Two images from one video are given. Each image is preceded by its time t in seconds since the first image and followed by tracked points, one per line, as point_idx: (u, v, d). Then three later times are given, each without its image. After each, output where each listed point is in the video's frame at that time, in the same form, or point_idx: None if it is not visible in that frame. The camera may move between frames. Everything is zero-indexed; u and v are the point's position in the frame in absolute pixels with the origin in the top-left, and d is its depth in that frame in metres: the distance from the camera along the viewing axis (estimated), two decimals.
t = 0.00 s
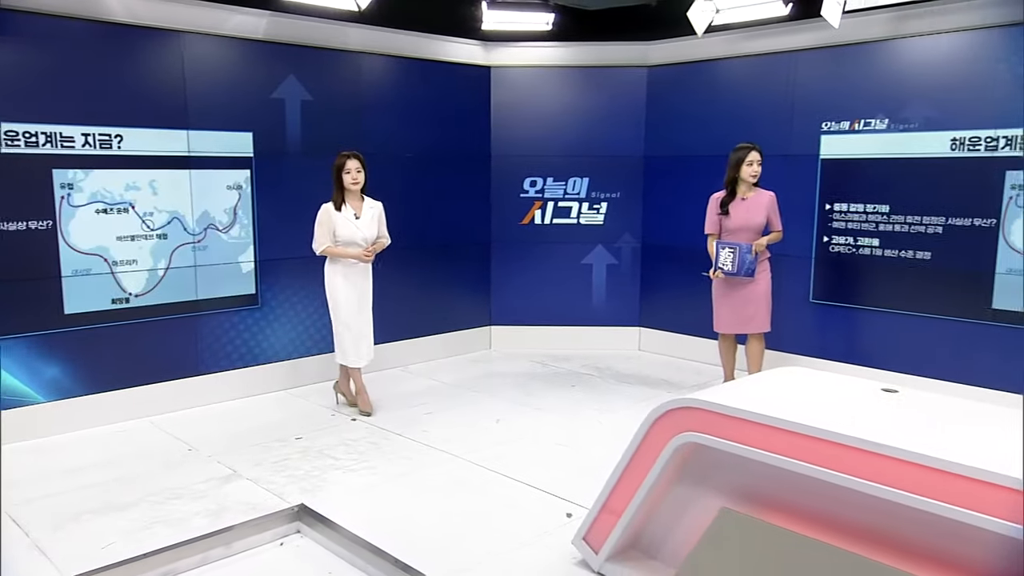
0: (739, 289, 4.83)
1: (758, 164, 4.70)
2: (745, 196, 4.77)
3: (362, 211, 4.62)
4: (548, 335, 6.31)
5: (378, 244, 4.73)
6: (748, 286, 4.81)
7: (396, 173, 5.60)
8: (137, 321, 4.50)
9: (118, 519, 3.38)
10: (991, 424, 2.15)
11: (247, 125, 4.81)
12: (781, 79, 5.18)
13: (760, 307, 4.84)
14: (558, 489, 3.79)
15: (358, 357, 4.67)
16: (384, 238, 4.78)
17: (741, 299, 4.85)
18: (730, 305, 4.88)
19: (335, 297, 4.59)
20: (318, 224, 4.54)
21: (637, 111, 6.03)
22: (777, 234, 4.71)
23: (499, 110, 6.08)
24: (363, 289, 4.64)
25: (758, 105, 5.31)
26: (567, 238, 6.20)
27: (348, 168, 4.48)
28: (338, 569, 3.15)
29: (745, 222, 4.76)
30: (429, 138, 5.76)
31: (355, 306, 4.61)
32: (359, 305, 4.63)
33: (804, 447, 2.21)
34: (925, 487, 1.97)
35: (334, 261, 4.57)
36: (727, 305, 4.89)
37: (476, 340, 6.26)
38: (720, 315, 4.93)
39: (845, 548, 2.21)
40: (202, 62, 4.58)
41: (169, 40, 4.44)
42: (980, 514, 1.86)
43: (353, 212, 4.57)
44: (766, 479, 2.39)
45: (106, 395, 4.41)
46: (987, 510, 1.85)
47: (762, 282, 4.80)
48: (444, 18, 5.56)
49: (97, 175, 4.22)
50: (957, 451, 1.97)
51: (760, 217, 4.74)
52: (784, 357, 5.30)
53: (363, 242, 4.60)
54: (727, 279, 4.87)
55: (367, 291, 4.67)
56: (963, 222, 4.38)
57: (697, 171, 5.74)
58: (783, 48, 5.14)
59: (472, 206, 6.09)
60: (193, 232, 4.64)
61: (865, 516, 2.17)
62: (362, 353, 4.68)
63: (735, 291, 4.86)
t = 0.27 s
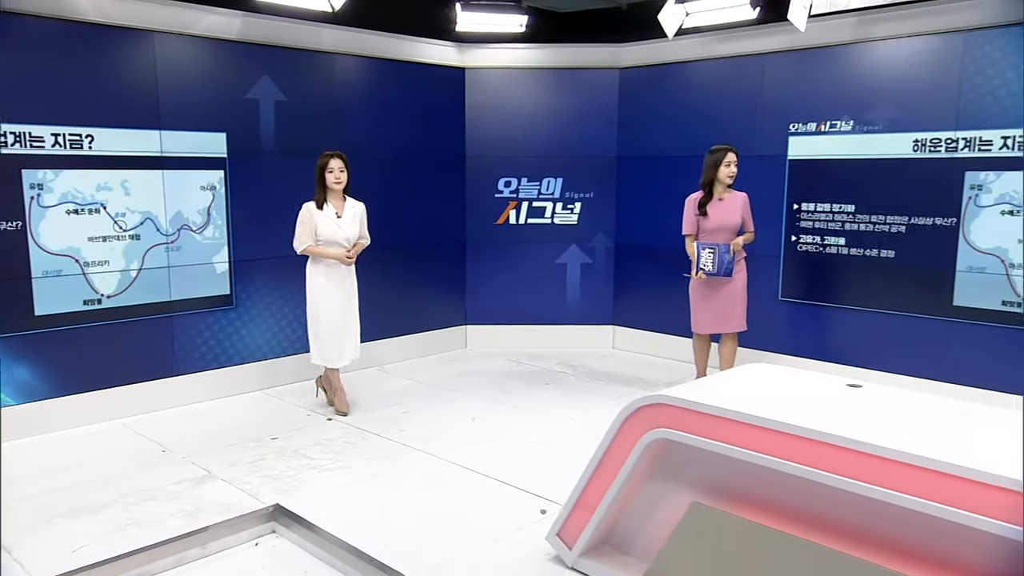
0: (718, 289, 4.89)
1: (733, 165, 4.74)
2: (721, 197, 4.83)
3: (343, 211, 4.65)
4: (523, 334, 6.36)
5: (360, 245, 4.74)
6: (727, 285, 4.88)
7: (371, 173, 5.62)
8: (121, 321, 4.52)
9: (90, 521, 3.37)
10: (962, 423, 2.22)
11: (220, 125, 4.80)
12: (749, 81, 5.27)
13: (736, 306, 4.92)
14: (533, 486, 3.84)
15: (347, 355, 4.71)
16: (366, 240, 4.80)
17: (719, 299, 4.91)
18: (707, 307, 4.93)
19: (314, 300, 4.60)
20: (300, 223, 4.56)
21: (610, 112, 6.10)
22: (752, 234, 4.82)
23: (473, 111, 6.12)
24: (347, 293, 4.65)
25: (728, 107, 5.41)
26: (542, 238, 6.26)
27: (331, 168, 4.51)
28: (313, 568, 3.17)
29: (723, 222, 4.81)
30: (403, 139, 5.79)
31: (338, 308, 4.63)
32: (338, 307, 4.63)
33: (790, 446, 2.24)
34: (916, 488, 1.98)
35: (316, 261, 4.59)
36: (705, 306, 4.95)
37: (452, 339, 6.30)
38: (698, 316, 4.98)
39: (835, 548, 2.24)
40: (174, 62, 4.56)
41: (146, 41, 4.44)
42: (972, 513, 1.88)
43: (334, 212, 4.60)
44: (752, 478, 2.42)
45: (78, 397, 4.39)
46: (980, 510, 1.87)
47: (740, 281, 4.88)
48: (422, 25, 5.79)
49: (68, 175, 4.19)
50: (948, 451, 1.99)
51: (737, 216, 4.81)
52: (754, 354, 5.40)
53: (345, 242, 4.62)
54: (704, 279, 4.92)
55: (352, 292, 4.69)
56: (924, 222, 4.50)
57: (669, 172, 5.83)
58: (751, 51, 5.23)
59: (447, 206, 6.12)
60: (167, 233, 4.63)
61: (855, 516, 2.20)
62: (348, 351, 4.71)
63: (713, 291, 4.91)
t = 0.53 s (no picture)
0: (703, 289, 4.93)
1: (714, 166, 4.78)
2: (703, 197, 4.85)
3: (326, 209, 4.66)
4: (501, 333, 6.40)
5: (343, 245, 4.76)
6: (709, 284, 4.94)
7: (349, 173, 5.64)
8: (103, 321, 4.53)
9: (67, 523, 3.38)
10: (931, 417, 2.26)
11: (197, 125, 4.80)
12: (723, 83, 5.34)
13: (718, 306, 4.98)
14: (510, 483, 3.88)
15: (334, 353, 4.72)
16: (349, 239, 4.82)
17: (702, 299, 4.95)
18: (693, 309, 4.96)
19: (297, 300, 4.62)
20: (284, 222, 4.57)
21: (586, 113, 6.16)
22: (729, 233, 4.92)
23: (452, 112, 6.15)
24: (331, 294, 4.67)
25: (702, 108, 5.48)
26: (520, 238, 6.30)
27: (314, 167, 4.53)
28: (293, 567, 3.19)
29: (705, 222, 4.85)
30: (381, 139, 5.81)
31: (319, 310, 4.65)
32: (319, 308, 4.65)
33: (779, 446, 2.24)
34: (911, 488, 1.98)
35: (300, 259, 4.61)
36: (689, 307, 4.97)
37: (432, 338, 6.33)
38: (683, 318, 5.00)
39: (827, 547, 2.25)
40: (151, 62, 4.56)
41: (123, 41, 4.44)
42: (969, 513, 1.88)
43: (317, 211, 4.61)
44: (738, 475, 2.44)
45: (54, 399, 4.37)
46: (977, 510, 1.87)
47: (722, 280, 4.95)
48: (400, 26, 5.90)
49: (42, 176, 4.18)
50: (942, 450, 1.99)
51: (719, 215, 4.86)
52: (730, 352, 5.48)
53: (328, 241, 4.64)
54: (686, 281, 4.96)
55: (339, 289, 4.72)
56: (891, 220, 4.60)
57: (645, 172, 5.90)
58: (725, 53, 5.31)
59: (425, 206, 6.15)
60: (144, 233, 4.63)
61: (848, 515, 2.21)
62: (339, 347, 4.75)
63: (697, 292, 4.94)
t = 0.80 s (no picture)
0: (687, 289, 4.99)
1: (697, 167, 4.82)
2: (687, 198, 4.91)
3: (313, 208, 4.67)
4: (484, 331, 6.45)
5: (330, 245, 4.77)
6: (693, 283, 5.00)
7: (331, 173, 5.66)
8: (85, 321, 4.53)
9: (47, 524, 3.38)
10: (898, 410, 2.33)
11: (178, 125, 4.81)
12: (701, 84, 5.42)
13: (700, 307, 5.06)
14: (492, 480, 3.92)
15: (322, 352, 4.78)
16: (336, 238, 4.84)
17: (687, 299, 5.01)
18: (677, 308, 5.01)
19: (284, 300, 4.65)
20: (272, 222, 4.57)
21: (566, 114, 6.22)
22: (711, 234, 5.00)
23: (433, 112, 6.19)
24: (317, 296, 4.70)
25: (681, 109, 5.55)
26: (502, 237, 6.35)
27: (300, 167, 4.55)
28: (276, 565, 3.22)
29: (688, 222, 4.91)
30: (363, 139, 5.83)
31: (307, 310, 4.67)
32: (304, 308, 4.67)
33: (774, 446, 2.25)
34: (910, 488, 1.99)
35: (287, 260, 4.63)
36: (673, 305, 5.03)
37: (414, 337, 6.36)
38: (669, 318, 5.04)
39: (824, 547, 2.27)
40: (131, 62, 4.56)
41: (104, 40, 4.44)
42: (968, 513, 1.89)
43: (303, 209, 4.63)
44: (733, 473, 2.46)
45: (33, 400, 4.35)
46: (976, 510, 1.88)
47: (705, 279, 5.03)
48: (377, 26, 5.89)
49: (20, 176, 4.15)
50: (942, 450, 2.00)
51: (702, 216, 4.92)
52: (709, 349, 5.56)
53: (316, 240, 4.66)
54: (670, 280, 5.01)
55: (327, 288, 4.76)
56: (864, 220, 4.69)
57: (625, 172, 5.96)
58: (702, 55, 5.39)
59: (407, 206, 6.18)
60: (125, 233, 4.62)
61: (846, 514, 2.23)
62: (326, 343, 4.79)
63: (681, 291, 5.00)
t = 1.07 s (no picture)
0: (665, 287, 5.04)
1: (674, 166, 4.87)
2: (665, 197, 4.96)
3: (299, 208, 4.68)
4: (465, 330, 6.48)
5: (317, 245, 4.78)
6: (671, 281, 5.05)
7: (312, 173, 5.67)
8: (68, 321, 4.53)
9: (27, 525, 3.37)
10: (867, 403, 2.39)
11: (158, 125, 4.80)
12: (678, 85, 5.49)
13: (679, 304, 5.11)
14: (473, 477, 3.96)
15: (308, 350, 4.79)
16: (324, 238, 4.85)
17: (666, 296, 5.06)
18: (655, 304, 5.06)
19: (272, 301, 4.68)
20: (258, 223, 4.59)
21: (546, 114, 6.27)
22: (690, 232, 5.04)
23: (414, 113, 6.22)
24: (300, 296, 4.72)
25: (659, 109, 5.62)
26: (483, 236, 6.39)
27: (285, 168, 4.56)
28: (257, 564, 3.23)
29: (666, 221, 4.96)
30: (344, 139, 5.85)
31: (292, 310, 4.69)
32: (288, 308, 4.68)
33: (770, 446, 2.21)
34: (910, 488, 1.95)
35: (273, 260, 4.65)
36: (651, 302, 5.08)
37: (396, 336, 6.39)
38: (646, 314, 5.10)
39: (823, 548, 2.22)
40: (110, 62, 4.55)
41: (82, 40, 4.43)
42: (968, 513, 1.85)
43: (289, 210, 4.64)
44: (725, 473, 2.42)
45: (12, 401, 4.34)
46: (976, 510, 1.84)
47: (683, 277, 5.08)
48: (357, 26, 5.91)
49: None
50: (943, 450, 1.95)
51: (681, 215, 4.98)
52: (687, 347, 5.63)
53: (302, 241, 4.68)
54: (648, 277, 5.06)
55: (313, 287, 4.77)
56: (838, 219, 4.78)
57: (606, 172, 6.02)
58: (679, 57, 5.46)
59: (388, 205, 6.20)
60: (104, 233, 4.61)
61: (845, 514, 2.18)
62: (313, 342, 4.81)
63: (660, 289, 5.05)
